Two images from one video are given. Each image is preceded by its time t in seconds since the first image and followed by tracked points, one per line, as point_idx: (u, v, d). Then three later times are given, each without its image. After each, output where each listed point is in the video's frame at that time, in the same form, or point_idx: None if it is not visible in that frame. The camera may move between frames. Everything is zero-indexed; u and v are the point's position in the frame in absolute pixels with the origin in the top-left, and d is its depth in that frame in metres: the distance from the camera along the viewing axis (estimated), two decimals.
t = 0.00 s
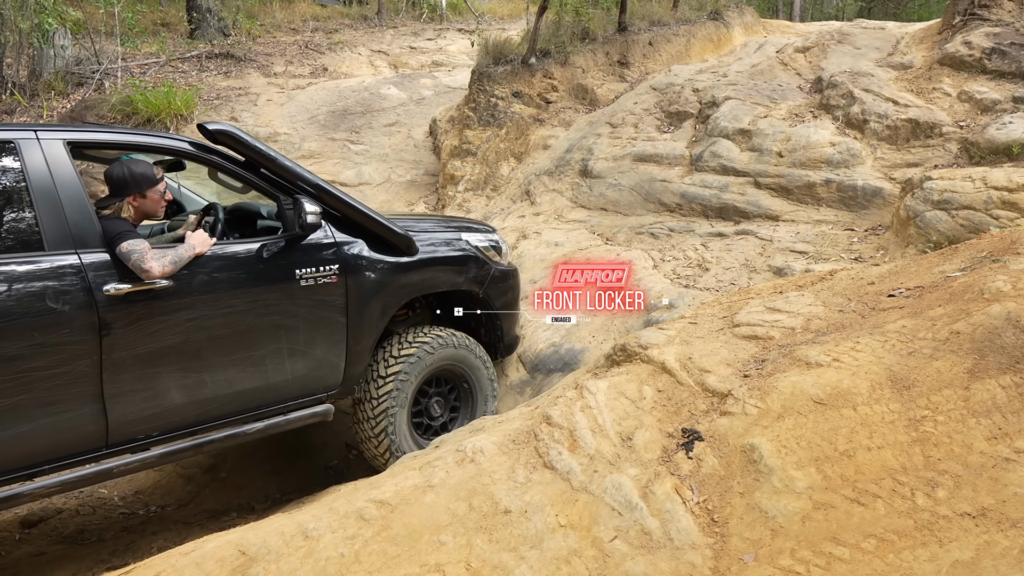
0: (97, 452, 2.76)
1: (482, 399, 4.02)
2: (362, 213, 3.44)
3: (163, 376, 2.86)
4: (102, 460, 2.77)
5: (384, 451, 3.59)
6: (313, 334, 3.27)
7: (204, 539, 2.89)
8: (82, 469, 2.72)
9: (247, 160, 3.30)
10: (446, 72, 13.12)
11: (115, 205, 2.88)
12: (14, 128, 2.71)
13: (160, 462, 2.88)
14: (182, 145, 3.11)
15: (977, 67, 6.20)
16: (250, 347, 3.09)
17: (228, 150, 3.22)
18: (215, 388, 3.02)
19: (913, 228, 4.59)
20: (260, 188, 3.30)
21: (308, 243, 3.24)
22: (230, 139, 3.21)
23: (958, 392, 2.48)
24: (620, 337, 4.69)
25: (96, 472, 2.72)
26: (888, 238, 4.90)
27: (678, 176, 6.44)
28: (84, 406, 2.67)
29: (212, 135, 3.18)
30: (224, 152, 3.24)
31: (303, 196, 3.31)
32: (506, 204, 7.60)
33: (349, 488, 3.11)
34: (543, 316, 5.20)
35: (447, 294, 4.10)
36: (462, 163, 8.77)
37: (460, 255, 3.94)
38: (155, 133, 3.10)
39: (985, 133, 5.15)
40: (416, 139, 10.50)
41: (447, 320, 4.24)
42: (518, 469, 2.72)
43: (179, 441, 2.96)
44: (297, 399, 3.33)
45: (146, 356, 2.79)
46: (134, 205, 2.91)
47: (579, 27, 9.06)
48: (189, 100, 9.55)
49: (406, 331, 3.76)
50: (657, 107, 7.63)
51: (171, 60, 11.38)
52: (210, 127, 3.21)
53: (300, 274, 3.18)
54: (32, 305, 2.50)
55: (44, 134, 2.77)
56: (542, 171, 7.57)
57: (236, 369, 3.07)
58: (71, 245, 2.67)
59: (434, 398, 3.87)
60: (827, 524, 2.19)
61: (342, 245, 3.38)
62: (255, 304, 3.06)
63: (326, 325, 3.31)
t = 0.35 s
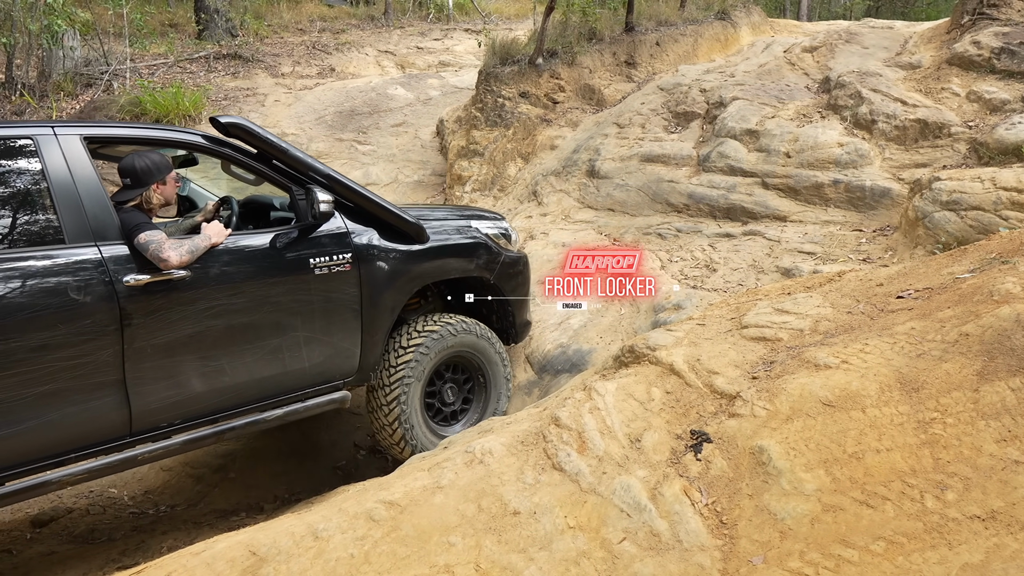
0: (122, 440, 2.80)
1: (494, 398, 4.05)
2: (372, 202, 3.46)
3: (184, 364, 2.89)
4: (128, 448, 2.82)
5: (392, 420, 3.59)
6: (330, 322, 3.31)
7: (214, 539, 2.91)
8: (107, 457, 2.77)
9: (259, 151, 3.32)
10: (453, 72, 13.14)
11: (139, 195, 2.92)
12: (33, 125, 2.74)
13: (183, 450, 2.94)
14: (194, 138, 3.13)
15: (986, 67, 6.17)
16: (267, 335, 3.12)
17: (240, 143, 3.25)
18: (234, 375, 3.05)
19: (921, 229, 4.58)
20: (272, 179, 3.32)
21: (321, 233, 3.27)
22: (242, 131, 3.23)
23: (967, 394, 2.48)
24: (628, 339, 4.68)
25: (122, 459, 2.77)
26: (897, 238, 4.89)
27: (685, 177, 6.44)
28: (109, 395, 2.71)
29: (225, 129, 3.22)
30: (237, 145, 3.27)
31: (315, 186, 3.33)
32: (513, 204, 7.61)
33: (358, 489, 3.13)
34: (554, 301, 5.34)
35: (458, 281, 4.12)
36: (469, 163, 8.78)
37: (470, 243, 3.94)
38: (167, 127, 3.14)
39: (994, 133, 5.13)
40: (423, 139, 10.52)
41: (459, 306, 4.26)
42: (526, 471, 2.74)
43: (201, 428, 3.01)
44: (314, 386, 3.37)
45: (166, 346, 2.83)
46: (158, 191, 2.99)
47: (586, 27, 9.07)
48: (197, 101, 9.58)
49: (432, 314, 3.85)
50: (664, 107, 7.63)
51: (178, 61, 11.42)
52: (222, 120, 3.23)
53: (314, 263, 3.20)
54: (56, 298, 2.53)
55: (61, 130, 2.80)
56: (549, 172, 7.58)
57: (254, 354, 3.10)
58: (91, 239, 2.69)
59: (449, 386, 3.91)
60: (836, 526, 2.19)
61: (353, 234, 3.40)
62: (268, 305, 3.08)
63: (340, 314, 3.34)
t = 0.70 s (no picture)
0: (148, 418, 2.84)
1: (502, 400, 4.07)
2: (383, 182, 3.48)
3: (206, 343, 2.92)
4: (156, 424, 2.86)
5: (406, 362, 3.61)
6: (346, 299, 3.33)
7: (219, 538, 2.91)
8: (137, 433, 2.81)
9: (269, 135, 3.35)
10: (458, 73, 13.16)
11: (155, 179, 2.96)
12: (52, 114, 2.78)
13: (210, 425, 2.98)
14: (206, 124, 3.17)
15: (993, 66, 6.15)
16: (285, 314, 3.14)
17: (251, 127, 3.28)
18: (255, 353, 3.08)
19: (927, 229, 4.56)
20: (284, 163, 3.36)
21: (333, 213, 3.30)
22: (252, 116, 3.28)
23: (972, 394, 2.47)
24: (632, 338, 4.56)
25: (151, 435, 2.82)
26: (903, 238, 4.87)
27: (691, 177, 6.43)
28: (134, 373, 2.74)
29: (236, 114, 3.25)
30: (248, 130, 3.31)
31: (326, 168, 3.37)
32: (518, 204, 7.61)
33: (362, 489, 3.14)
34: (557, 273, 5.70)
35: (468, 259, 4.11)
36: (474, 163, 8.79)
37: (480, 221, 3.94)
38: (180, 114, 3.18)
39: (1001, 133, 5.11)
40: (428, 139, 10.53)
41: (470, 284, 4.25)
42: (530, 471, 2.74)
43: (225, 405, 3.05)
44: (333, 362, 3.39)
45: (188, 325, 2.85)
46: (175, 174, 3.03)
47: (591, 27, 9.07)
48: (203, 101, 9.61)
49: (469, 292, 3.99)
50: (670, 106, 7.63)
51: (185, 61, 11.46)
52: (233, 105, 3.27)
53: (328, 243, 3.22)
54: (80, 281, 2.57)
55: (78, 119, 2.83)
56: (554, 171, 7.58)
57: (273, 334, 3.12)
58: (111, 222, 2.73)
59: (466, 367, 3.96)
60: (840, 527, 2.19)
61: (365, 215, 3.42)
62: (278, 298, 3.09)
63: (355, 292, 3.35)
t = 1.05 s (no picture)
0: (184, 386, 2.88)
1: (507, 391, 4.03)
2: (395, 156, 3.53)
3: (235, 313, 2.96)
4: (192, 391, 2.91)
5: (439, 288, 3.70)
6: (367, 267, 3.37)
7: (221, 538, 2.91)
8: (175, 400, 2.87)
9: (282, 117, 3.40)
10: (461, 73, 13.16)
11: (175, 161, 3.04)
12: (77, 103, 2.83)
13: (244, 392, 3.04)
14: (219, 109, 3.22)
15: (997, 66, 6.13)
16: (308, 283, 3.17)
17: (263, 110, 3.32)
18: (282, 323, 3.12)
19: (930, 229, 4.55)
20: (297, 143, 3.40)
21: (348, 187, 3.37)
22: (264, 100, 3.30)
23: (974, 395, 2.46)
24: (634, 339, 4.45)
25: (189, 401, 2.88)
26: (906, 238, 4.85)
27: (694, 177, 6.44)
28: (169, 342, 2.80)
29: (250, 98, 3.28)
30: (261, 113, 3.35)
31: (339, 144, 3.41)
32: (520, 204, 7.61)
33: (364, 488, 3.14)
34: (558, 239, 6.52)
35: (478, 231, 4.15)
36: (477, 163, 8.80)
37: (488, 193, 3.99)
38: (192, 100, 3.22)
39: (1005, 133, 5.09)
40: (431, 140, 10.52)
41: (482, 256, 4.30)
42: (531, 470, 2.74)
43: (257, 372, 3.10)
44: (357, 331, 3.43)
45: (217, 296, 2.90)
46: (194, 156, 3.12)
47: (594, 27, 9.08)
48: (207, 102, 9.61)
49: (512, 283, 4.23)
50: (673, 107, 7.64)
51: (189, 62, 11.47)
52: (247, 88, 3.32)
53: (345, 215, 3.28)
54: (114, 255, 2.63)
55: (101, 106, 2.88)
56: (557, 172, 7.59)
57: (299, 307, 3.16)
58: (139, 201, 2.78)
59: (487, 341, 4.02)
60: (841, 527, 2.18)
61: (379, 189, 3.48)
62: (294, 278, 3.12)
63: (375, 262, 3.40)
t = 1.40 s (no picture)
0: (217, 368, 2.94)
1: (505, 374, 4.04)
2: (410, 146, 3.58)
3: (262, 297, 3.01)
4: (225, 372, 2.97)
5: (476, 248, 3.89)
6: (388, 252, 3.41)
7: (222, 539, 2.92)
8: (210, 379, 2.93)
9: (299, 110, 3.44)
10: (462, 74, 13.18)
11: (199, 156, 3.08)
12: (103, 100, 2.89)
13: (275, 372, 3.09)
14: (240, 104, 3.27)
15: (998, 67, 6.13)
16: (329, 267, 3.21)
17: (281, 104, 3.36)
18: (308, 306, 3.16)
19: (930, 230, 4.56)
20: (314, 134, 3.43)
21: (364, 176, 3.42)
22: (283, 94, 3.35)
23: (972, 397, 2.47)
24: (635, 340, 4.44)
25: (223, 380, 2.93)
26: (906, 240, 4.86)
27: (695, 178, 6.47)
28: (203, 325, 2.86)
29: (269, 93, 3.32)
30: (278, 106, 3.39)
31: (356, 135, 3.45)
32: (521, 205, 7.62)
33: (364, 490, 3.15)
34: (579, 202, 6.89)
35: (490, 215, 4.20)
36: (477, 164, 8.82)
37: (498, 178, 4.04)
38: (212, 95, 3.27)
39: (1005, 134, 5.09)
40: (432, 141, 10.53)
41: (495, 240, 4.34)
42: (531, 473, 2.75)
43: (287, 352, 3.15)
44: (380, 314, 3.47)
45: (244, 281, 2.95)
46: (215, 150, 3.15)
47: (595, 28, 9.09)
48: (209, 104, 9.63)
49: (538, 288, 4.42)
50: (673, 108, 7.65)
51: (191, 64, 11.49)
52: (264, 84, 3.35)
53: (363, 202, 3.33)
54: (148, 243, 2.69)
55: (129, 103, 2.94)
56: (558, 173, 7.62)
57: (322, 292, 3.21)
58: (168, 192, 2.84)
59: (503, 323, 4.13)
60: (839, 529, 2.19)
61: (395, 176, 3.54)
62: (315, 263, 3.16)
63: (394, 248, 3.44)
